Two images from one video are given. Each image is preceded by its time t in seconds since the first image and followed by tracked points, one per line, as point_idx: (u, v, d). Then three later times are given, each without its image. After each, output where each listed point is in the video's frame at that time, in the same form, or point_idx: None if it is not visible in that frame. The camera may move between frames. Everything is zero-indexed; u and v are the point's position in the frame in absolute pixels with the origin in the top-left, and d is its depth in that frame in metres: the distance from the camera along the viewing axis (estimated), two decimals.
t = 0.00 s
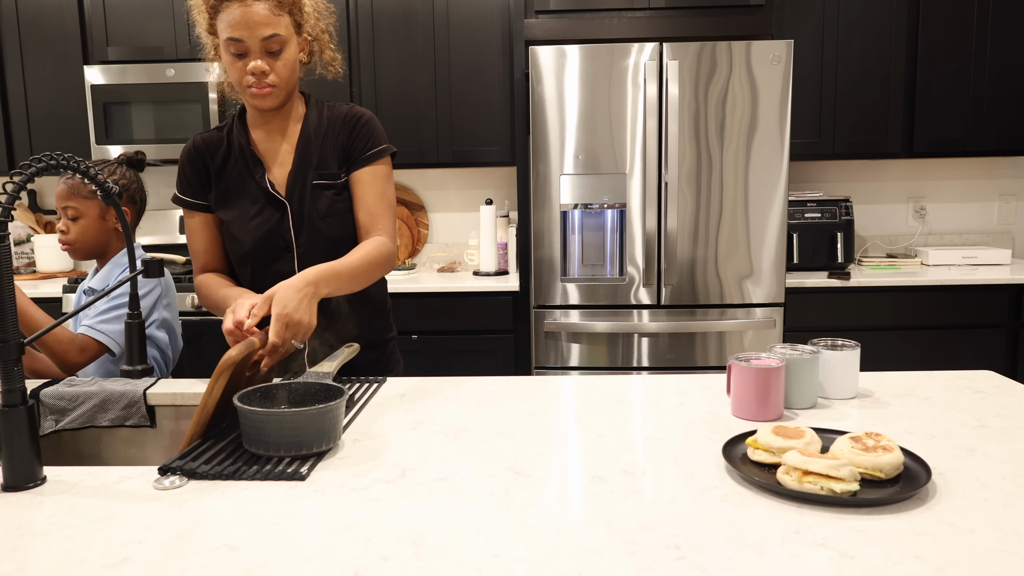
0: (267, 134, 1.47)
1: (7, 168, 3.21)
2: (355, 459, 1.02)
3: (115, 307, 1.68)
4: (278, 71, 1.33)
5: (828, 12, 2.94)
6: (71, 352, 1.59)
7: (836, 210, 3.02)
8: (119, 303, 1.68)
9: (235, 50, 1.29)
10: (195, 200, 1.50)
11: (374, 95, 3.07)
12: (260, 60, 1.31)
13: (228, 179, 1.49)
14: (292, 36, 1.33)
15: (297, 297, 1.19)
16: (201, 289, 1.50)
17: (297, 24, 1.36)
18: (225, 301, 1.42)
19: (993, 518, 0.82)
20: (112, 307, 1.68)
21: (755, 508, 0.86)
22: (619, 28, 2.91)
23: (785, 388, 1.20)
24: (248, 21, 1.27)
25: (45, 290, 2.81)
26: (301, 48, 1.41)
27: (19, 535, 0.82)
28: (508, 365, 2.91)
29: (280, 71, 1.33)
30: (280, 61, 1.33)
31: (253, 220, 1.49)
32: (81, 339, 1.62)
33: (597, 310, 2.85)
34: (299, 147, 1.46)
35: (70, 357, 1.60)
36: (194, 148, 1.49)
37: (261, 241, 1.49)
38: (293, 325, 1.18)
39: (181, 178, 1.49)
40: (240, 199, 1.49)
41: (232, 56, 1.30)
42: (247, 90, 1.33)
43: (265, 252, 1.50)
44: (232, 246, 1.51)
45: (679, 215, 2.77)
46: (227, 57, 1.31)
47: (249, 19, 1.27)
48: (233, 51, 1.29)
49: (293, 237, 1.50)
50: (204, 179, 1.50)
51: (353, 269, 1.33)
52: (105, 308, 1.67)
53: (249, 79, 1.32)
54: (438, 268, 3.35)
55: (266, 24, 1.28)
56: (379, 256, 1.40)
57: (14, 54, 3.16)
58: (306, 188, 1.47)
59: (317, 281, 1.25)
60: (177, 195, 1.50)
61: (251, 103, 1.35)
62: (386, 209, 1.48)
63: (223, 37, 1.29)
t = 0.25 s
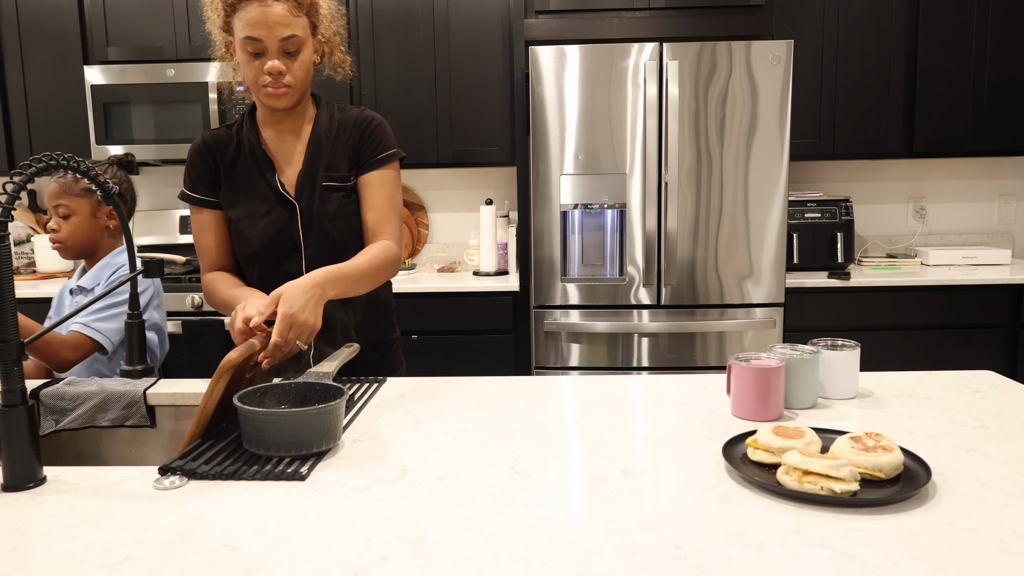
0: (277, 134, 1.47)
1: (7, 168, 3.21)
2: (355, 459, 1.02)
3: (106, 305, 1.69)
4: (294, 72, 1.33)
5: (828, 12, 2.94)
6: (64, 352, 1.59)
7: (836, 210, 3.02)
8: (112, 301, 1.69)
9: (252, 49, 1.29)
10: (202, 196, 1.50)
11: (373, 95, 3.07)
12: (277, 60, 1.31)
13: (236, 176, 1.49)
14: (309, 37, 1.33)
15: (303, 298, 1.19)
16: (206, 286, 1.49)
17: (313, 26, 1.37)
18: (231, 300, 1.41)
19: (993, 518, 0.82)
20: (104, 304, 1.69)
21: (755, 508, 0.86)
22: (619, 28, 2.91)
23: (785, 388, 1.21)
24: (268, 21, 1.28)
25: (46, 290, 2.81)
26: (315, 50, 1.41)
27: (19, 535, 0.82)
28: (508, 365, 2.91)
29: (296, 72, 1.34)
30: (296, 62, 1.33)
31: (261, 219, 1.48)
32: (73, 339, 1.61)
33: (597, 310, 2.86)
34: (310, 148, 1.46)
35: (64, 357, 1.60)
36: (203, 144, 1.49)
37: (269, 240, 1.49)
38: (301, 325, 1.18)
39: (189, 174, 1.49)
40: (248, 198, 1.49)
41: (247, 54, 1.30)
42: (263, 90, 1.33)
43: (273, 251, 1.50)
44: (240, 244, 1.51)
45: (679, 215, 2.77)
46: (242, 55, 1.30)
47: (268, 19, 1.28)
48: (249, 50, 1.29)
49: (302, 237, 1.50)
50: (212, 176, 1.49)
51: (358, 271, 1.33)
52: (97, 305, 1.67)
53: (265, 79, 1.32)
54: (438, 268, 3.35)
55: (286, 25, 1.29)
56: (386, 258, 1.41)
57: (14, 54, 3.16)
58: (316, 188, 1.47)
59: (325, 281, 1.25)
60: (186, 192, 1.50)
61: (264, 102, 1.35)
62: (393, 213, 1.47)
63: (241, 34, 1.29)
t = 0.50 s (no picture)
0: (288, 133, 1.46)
1: (7, 168, 3.21)
2: (355, 459, 1.02)
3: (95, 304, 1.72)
4: (314, 73, 1.34)
5: (828, 12, 2.94)
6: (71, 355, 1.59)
7: (836, 210, 3.02)
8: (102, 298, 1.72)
9: (274, 48, 1.29)
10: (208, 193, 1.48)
11: (373, 95, 3.07)
12: (299, 60, 1.31)
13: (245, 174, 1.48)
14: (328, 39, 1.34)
15: (317, 288, 1.20)
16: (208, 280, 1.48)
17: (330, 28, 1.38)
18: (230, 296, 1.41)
19: (993, 519, 0.82)
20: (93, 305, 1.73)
21: (755, 508, 0.85)
22: (619, 28, 2.91)
23: (785, 388, 1.21)
24: (291, 21, 1.28)
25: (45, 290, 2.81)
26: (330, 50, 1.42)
27: (19, 535, 0.82)
28: (508, 365, 2.91)
29: (316, 73, 1.34)
30: (317, 63, 1.33)
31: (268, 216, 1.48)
32: (77, 341, 1.62)
33: (597, 310, 2.86)
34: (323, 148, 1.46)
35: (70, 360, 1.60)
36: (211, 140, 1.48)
37: (277, 239, 1.49)
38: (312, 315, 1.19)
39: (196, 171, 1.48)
40: (257, 196, 1.48)
41: (269, 53, 1.30)
42: (282, 89, 1.33)
43: (281, 250, 1.50)
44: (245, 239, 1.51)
45: (679, 215, 2.77)
46: (263, 54, 1.30)
47: (291, 20, 1.28)
48: (271, 49, 1.29)
49: (310, 237, 1.50)
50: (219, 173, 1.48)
51: (371, 271, 1.35)
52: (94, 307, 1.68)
53: (286, 79, 1.32)
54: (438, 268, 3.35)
55: (309, 26, 1.29)
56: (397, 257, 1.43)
57: (14, 54, 3.16)
58: (328, 189, 1.47)
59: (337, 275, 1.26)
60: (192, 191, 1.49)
61: (282, 101, 1.35)
62: (404, 219, 1.49)
63: (263, 34, 1.29)
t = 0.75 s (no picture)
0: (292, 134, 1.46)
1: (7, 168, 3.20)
2: (355, 459, 1.02)
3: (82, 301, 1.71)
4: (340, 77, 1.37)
5: (828, 12, 2.94)
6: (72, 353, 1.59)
7: (836, 210, 3.02)
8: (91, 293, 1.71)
9: (311, 52, 1.31)
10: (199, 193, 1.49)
11: (373, 95, 3.07)
12: (331, 65, 1.33)
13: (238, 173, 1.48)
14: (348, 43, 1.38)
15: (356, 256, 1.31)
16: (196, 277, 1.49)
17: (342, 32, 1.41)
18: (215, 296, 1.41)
19: (993, 518, 0.82)
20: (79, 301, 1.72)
21: (755, 508, 0.86)
22: (619, 28, 2.91)
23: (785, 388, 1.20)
24: (329, 27, 1.31)
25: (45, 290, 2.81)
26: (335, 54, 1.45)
27: (19, 535, 0.82)
28: (507, 365, 2.91)
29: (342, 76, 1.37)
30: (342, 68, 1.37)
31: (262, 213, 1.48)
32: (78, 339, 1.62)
33: (596, 310, 2.85)
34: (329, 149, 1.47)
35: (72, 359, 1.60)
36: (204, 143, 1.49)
37: (275, 235, 1.48)
38: (357, 276, 1.28)
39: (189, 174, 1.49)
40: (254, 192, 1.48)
41: (302, 57, 1.31)
42: (314, 93, 1.34)
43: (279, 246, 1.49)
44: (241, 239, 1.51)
45: (679, 215, 2.77)
46: (296, 57, 1.31)
47: (327, 24, 1.30)
48: (307, 53, 1.31)
49: (309, 232, 1.49)
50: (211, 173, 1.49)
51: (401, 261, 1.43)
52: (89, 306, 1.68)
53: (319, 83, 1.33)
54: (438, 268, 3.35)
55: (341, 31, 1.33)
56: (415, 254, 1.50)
57: (13, 54, 3.16)
58: (331, 187, 1.48)
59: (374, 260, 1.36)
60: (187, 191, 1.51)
61: (308, 104, 1.36)
62: (416, 219, 1.57)
63: (298, 36, 1.30)
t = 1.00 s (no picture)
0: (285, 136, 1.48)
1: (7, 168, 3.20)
2: (355, 459, 1.02)
3: (77, 297, 1.71)
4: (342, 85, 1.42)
5: (828, 12, 2.94)
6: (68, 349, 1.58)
7: (836, 210, 3.02)
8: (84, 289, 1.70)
9: (321, 61, 1.35)
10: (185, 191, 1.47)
11: (373, 95, 3.07)
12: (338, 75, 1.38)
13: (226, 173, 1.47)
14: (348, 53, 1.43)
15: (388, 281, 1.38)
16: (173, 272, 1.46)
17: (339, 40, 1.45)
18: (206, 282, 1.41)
19: (993, 518, 0.82)
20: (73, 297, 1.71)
21: (755, 508, 0.86)
22: (619, 28, 2.91)
23: (785, 388, 1.21)
24: (340, 38, 1.36)
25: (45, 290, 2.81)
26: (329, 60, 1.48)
27: (19, 535, 0.81)
28: (507, 365, 2.91)
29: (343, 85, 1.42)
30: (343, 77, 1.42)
31: (253, 214, 1.48)
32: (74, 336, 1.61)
33: (596, 310, 2.85)
34: (323, 152, 1.49)
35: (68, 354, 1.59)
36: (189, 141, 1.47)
37: (269, 238, 1.48)
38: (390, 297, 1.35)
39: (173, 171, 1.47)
40: (246, 195, 1.47)
41: (313, 65, 1.35)
42: (320, 100, 1.38)
43: (271, 249, 1.49)
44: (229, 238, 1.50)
45: (679, 215, 2.77)
46: (307, 65, 1.35)
47: (338, 36, 1.35)
48: (317, 61, 1.35)
49: (304, 236, 1.50)
50: (198, 172, 1.47)
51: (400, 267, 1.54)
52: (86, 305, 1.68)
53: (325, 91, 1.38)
54: (438, 268, 3.35)
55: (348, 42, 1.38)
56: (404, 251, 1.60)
57: (13, 54, 3.16)
58: (324, 193, 1.50)
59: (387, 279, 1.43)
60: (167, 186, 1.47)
61: (311, 111, 1.40)
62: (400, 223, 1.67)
63: (313, 46, 1.34)
